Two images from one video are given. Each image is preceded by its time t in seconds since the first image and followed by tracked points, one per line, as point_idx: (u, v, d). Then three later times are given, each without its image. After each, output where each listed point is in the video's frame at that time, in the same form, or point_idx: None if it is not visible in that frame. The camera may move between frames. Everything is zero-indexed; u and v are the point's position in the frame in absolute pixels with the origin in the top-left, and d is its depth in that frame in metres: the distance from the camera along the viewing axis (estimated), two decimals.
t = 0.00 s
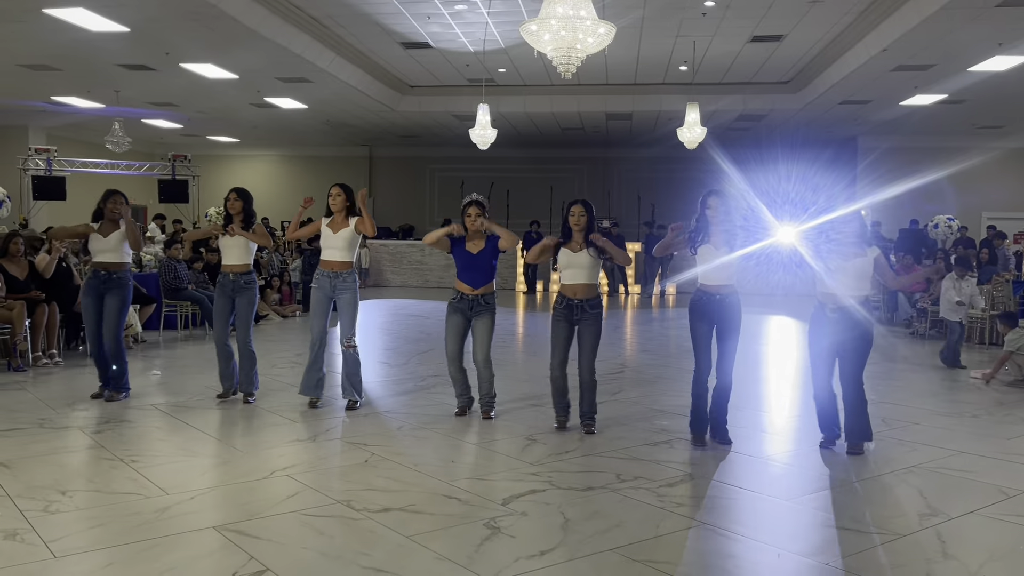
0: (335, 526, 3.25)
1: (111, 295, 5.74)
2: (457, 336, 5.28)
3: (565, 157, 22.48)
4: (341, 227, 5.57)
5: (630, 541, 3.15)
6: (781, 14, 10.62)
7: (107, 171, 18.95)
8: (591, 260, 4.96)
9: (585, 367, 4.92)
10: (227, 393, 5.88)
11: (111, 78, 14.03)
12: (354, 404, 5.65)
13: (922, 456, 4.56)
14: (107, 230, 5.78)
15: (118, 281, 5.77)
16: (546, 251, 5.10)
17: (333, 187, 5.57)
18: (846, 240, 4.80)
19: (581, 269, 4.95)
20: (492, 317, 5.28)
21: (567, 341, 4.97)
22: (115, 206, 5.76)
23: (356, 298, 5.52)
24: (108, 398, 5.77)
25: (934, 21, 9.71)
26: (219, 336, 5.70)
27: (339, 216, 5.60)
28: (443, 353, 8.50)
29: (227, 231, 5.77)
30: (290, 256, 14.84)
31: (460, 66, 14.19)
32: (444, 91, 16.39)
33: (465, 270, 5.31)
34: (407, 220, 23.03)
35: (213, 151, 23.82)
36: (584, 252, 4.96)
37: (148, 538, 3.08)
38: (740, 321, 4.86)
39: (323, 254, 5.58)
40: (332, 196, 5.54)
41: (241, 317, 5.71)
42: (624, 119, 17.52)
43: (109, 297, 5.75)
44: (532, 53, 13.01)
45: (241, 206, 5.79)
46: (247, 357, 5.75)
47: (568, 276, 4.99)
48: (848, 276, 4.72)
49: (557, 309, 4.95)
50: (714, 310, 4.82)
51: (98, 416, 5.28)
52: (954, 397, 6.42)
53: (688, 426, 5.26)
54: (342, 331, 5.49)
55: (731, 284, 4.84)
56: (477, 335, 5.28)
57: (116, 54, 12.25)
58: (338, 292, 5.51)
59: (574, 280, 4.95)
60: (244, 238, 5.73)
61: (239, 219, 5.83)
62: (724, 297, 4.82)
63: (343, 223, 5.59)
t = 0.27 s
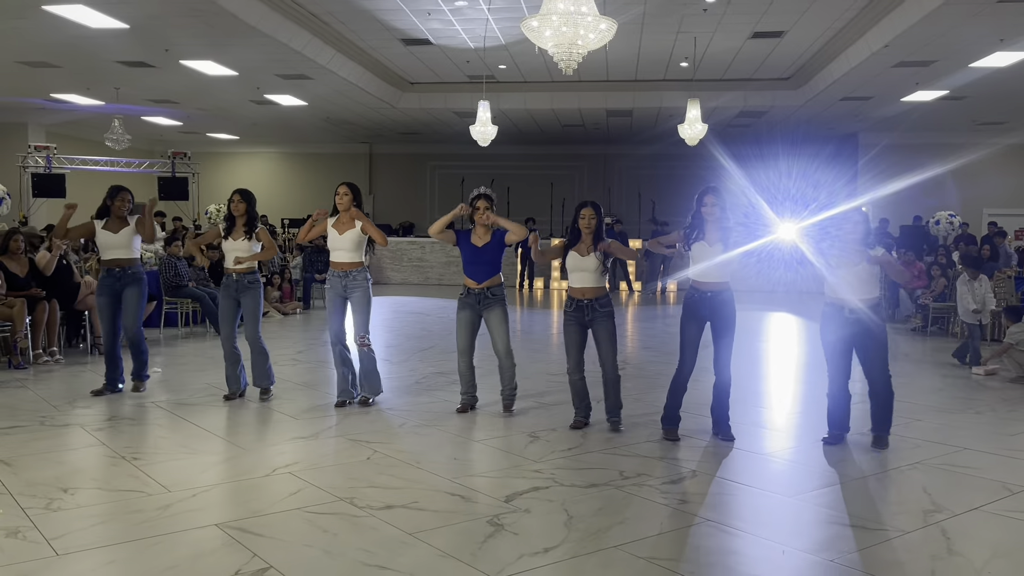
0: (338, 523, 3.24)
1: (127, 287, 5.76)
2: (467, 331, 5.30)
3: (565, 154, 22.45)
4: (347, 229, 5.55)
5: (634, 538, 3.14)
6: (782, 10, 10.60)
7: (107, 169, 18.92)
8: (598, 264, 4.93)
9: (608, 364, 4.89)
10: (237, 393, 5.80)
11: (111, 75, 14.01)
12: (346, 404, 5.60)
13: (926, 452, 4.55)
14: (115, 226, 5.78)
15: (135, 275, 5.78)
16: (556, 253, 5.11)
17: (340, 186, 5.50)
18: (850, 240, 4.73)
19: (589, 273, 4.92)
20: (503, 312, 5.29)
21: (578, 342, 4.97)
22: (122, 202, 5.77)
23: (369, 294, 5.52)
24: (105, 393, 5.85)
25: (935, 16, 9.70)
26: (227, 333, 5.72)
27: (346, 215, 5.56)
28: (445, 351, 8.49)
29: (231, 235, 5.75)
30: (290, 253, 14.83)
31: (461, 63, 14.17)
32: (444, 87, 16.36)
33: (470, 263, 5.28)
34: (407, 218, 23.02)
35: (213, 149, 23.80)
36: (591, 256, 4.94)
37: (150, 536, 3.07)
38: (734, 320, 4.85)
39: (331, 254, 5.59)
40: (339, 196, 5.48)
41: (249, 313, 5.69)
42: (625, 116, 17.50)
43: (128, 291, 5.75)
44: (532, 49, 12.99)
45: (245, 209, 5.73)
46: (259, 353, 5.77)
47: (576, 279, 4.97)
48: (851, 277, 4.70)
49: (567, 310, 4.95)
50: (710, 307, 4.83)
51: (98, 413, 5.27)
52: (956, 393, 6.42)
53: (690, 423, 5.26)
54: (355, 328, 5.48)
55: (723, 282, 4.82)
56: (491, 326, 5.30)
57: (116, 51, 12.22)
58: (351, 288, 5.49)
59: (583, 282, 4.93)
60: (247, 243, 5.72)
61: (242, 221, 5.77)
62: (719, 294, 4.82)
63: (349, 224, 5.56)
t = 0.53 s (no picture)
0: (344, 522, 3.23)
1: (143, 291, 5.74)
2: (478, 332, 5.30)
3: (562, 151, 22.42)
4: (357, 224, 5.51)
5: (641, 536, 3.13)
6: (780, 6, 10.58)
7: (101, 165, 18.82)
8: (608, 266, 4.92)
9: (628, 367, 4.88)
10: (237, 391, 5.79)
11: (106, 71, 13.93)
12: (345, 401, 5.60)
13: (929, 448, 4.55)
14: (125, 231, 5.72)
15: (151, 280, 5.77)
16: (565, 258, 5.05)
17: (349, 183, 5.49)
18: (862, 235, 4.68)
19: (599, 275, 4.91)
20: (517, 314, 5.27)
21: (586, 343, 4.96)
22: (131, 205, 5.71)
23: (382, 290, 5.50)
24: (104, 391, 5.86)
25: (933, 13, 9.69)
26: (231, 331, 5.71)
27: (356, 213, 5.55)
28: (445, 347, 8.47)
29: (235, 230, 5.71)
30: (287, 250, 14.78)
31: (458, 59, 14.13)
32: (441, 83, 16.31)
33: (484, 268, 5.25)
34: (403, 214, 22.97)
35: (208, 145, 23.70)
36: (602, 258, 4.92)
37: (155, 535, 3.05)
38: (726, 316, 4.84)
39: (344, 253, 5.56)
40: (349, 193, 5.47)
41: (258, 310, 5.68)
42: (621, 112, 17.47)
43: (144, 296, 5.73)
44: (530, 45, 12.95)
45: (249, 204, 5.74)
46: (274, 351, 5.69)
47: (587, 281, 4.95)
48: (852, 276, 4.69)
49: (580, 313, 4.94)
50: (707, 306, 4.82)
51: (98, 411, 5.24)
52: (956, 389, 6.42)
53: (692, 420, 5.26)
54: (369, 325, 5.47)
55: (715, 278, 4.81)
56: (505, 330, 5.28)
57: (111, 46, 12.15)
58: (365, 288, 5.47)
59: (592, 283, 4.92)
60: (252, 237, 5.69)
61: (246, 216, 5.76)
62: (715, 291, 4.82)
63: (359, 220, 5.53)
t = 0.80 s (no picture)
0: (337, 523, 3.21)
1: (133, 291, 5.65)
2: (467, 327, 5.27)
3: (547, 149, 22.42)
4: (354, 225, 5.47)
5: (636, 535, 3.13)
6: (766, 5, 10.63)
7: (81, 162, 18.60)
8: (602, 257, 4.92)
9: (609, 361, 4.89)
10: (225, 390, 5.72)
11: (87, 67, 13.75)
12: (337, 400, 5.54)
13: (915, 445, 4.60)
14: (115, 222, 5.65)
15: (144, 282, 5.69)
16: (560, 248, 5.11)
17: (343, 184, 5.50)
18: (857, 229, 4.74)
19: (593, 266, 4.90)
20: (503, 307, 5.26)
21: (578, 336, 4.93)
22: (118, 195, 5.66)
23: (383, 292, 5.49)
24: (88, 390, 5.76)
25: (917, 13, 9.78)
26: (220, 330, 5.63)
27: (351, 214, 5.52)
28: (433, 346, 8.45)
29: (225, 225, 5.66)
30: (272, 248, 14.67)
31: (443, 56, 14.08)
32: (426, 80, 16.25)
33: (472, 257, 5.23)
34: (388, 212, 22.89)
35: (190, 142, 23.49)
36: (596, 249, 4.92)
37: (144, 538, 3.01)
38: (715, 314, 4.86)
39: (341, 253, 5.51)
40: (344, 193, 5.47)
41: (245, 309, 5.63)
42: (607, 111, 17.50)
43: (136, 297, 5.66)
44: (517, 44, 12.93)
45: (240, 201, 5.68)
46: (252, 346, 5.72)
47: (578, 272, 4.94)
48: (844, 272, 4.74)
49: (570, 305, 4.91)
50: (698, 302, 4.81)
51: (83, 412, 5.17)
52: (940, 386, 6.49)
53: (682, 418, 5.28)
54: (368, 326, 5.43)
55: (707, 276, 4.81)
56: (491, 322, 5.28)
57: (92, 42, 11.99)
58: (366, 289, 5.45)
59: (585, 275, 4.91)
60: (245, 233, 5.67)
61: (236, 213, 5.72)
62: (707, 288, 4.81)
63: (355, 221, 5.50)
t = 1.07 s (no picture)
0: (336, 521, 3.20)
1: (138, 292, 5.63)
2: (461, 329, 5.27)
3: (539, 148, 22.42)
4: (338, 224, 5.46)
5: (635, 532, 3.14)
6: (758, 5, 10.66)
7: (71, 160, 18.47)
8: (605, 261, 4.91)
9: (594, 361, 4.89)
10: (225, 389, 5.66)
11: (77, 64, 13.66)
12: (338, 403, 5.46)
13: (909, 443, 4.62)
14: (120, 224, 5.62)
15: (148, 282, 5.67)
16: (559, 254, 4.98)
17: (331, 181, 5.44)
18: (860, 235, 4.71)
19: (594, 268, 4.88)
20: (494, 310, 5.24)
21: (584, 339, 4.89)
22: (121, 196, 5.64)
23: (364, 293, 5.45)
24: (87, 390, 5.68)
25: (908, 13, 9.83)
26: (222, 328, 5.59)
27: (337, 212, 5.48)
28: (426, 345, 8.43)
29: (224, 227, 5.64)
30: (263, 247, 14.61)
31: (436, 55, 14.05)
32: (419, 79, 16.22)
33: (461, 261, 5.23)
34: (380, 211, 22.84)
35: (181, 140, 23.37)
36: (598, 252, 4.91)
37: (142, 537, 2.99)
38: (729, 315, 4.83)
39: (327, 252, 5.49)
40: (330, 190, 5.41)
41: (243, 310, 5.64)
42: (599, 110, 17.51)
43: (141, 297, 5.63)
44: (510, 42, 12.92)
45: (238, 203, 5.66)
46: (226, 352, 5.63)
47: (579, 275, 4.91)
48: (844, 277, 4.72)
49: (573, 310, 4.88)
50: (697, 301, 4.81)
51: (77, 411, 5.14)
52: (933, 384, 6.52)
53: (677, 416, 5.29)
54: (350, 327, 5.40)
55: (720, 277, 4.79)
56: (480, 324, 5.24)
57: (83, 39, 11.91)
58: (347, 289, 5.41)
59: (586, 277, 4.87)
60: (242, 236, 5.64)
61: (234, 214, 5.70)
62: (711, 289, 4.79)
63: (340, 219, 5.48)
